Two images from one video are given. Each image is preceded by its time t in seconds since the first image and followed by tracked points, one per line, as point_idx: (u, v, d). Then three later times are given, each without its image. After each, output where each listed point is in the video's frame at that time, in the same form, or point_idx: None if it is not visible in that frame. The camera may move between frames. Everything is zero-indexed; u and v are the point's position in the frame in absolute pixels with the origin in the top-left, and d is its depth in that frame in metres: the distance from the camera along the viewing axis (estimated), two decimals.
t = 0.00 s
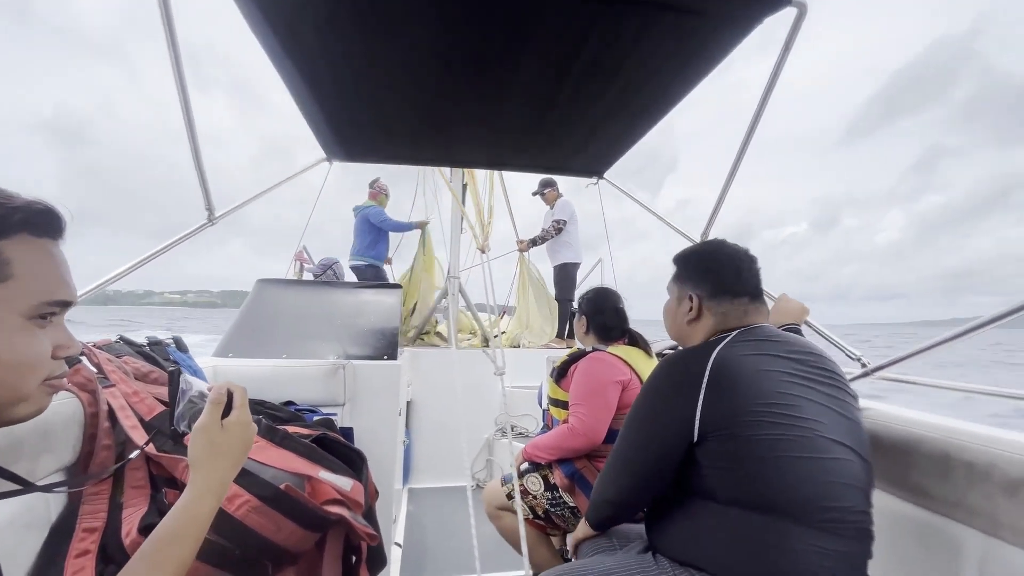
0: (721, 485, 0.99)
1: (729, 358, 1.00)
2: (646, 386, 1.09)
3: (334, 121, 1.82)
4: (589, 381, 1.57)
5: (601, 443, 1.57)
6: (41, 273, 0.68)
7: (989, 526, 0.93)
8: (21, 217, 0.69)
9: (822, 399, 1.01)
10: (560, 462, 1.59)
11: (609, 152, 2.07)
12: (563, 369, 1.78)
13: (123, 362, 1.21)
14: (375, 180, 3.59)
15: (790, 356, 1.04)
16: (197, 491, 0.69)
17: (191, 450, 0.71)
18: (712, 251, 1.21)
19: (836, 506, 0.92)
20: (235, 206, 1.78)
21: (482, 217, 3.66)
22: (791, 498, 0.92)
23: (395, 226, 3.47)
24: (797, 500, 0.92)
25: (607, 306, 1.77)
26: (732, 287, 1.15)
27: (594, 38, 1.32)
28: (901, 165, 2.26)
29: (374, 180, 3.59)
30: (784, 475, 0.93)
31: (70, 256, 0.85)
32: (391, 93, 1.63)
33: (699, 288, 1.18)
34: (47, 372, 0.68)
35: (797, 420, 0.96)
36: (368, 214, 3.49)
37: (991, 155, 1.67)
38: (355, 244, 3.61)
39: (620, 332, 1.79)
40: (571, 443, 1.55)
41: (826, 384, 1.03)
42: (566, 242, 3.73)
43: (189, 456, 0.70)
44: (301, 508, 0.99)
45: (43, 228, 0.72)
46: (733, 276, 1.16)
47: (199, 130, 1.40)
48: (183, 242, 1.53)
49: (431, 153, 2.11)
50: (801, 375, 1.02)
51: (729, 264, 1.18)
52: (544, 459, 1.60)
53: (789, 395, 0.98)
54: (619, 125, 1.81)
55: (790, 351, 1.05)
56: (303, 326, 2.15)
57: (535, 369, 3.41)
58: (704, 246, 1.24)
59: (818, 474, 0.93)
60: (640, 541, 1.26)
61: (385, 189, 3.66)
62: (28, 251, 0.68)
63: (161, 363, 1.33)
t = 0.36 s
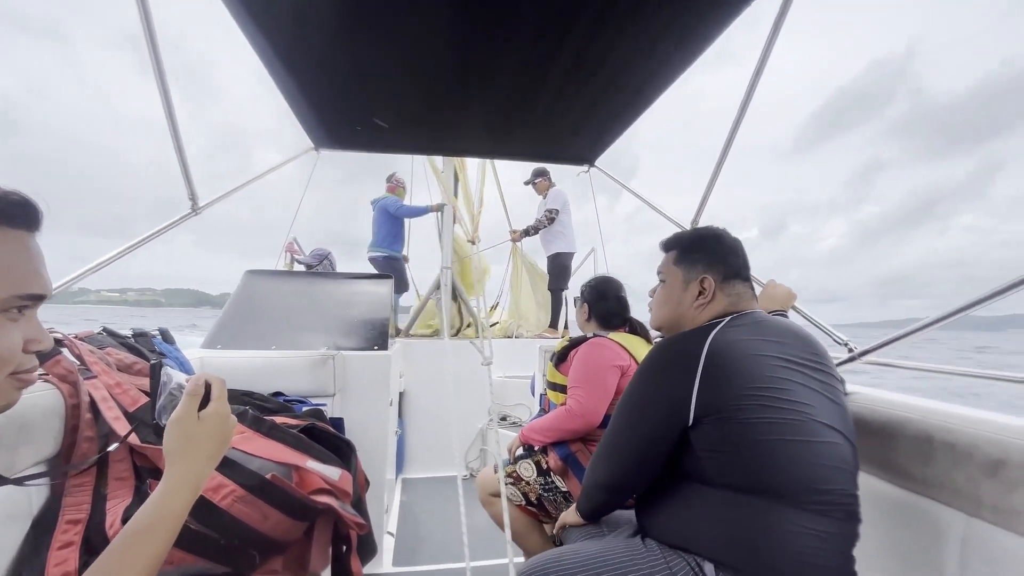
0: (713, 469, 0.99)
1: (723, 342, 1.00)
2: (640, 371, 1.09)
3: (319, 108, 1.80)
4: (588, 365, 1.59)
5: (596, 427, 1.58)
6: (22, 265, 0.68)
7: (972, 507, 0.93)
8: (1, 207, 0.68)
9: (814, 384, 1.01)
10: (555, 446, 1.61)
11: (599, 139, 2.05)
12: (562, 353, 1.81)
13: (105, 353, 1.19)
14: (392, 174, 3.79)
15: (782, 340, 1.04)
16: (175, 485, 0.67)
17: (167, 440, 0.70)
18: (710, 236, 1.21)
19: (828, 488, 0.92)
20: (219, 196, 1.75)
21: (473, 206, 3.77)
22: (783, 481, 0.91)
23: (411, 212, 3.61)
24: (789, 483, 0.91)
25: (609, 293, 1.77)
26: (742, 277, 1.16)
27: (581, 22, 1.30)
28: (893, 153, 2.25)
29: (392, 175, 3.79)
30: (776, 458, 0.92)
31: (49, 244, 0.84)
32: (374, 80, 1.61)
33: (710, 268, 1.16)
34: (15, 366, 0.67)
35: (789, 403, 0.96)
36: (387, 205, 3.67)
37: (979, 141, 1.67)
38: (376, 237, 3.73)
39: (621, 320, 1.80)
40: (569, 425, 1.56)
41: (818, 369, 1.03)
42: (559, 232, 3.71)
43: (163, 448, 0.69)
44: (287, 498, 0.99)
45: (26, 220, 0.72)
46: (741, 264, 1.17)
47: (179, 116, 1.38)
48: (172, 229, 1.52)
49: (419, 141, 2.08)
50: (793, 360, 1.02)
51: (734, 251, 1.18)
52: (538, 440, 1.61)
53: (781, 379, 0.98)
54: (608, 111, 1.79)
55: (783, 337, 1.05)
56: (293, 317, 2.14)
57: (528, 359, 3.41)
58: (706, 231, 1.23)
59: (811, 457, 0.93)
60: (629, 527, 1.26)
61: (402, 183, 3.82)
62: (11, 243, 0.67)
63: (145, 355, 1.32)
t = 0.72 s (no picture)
0: (722, 468, 0.98)
1: (730, 338, 0.99)
2: (644, 368, 1.08)
3: (311, 109, 1.79)
4: (601, 356, 1.60)
5: (607, 420, 1.58)
6: (10, 274, 0.67)
7: (972, 493, 0.93)
8: None
9: (820, 378, 1.01)
10: (562, 438, 1.60)
11: (592, 134, 2.05)
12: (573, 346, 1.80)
13: (99, 357, 1.19)
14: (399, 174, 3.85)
15: (788, 334, 1.04)
16: (166, 493, 0.65)
17: (161, 444, 0.66)
18: (712, 226, 1.20)
19: (837, 486, 0.92)
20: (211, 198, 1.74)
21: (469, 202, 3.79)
22: (793, 480, 0.92)
23: (411, 212, 3.59)
24: (799, 481, 0.92)
25: (624, 288, 1.78)
26: (744, 266, 1.16)
27: (570, 17, 1.29)
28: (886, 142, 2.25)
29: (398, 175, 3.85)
30: (786, 456, 0.92)
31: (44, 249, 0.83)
32: (365, 81, 1.61)
33: (713, 257, 1.16)
34: None
35: (798, 399, 0.96)
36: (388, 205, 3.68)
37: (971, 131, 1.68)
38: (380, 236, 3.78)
39: (634, 316, 1.79)
40: (581, 416, 1.56)
41: (823, 363, 1.03)
42: (555, 229, 3.70)
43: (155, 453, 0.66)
44: (285, 499, 0.98)
45: (13, 225, 0.69)
46: (744, 254, 1.17)
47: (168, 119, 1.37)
48: (166, 230, 1.50)
49: (413, 139, 2.08)
50: (799, 354, 1.02)
51: (737, 240, 1.18)
52: (547, 432, 1.60)
53: (789, 374, 0.98)
54: (600, 106, 1.79)
55: (788, 330, 1.04)
56: (289, 318, 2.13)
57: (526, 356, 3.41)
58: (707, 220, 1.23)
59: (820, 453, 0.93)
60: (630, 523, 1.26)
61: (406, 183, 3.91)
62: None
63: (140, 359, 1.31)
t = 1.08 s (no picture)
0: (736, 470, 0.98)
1: (744, 338, 0.99)
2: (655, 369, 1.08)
3: (312, 117, 1.79)
4: (615, 361, 1.59)
5: (616, 425, 1.58)
6: (25, 285, 0.67)
7: (985, 491, 0.94)
8: (7, 229, 0.67)
9: (834, 379, 1.01)
10: (571, 441, 1.60)
11: (593, 138, 2.05)
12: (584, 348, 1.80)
13: (104, 368, 1.18)
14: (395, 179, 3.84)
15: (800, 334, 1.03)
16: (182, 506, 0.65)
17: (176, 455, 0.67)
18: (723, 225, 1.21)
19: (853, 487, 0.92)
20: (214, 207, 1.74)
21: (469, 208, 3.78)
22: (810, 482, 0.91)
23: (410, 220, 3.59)
24: (815, 483, 0.91)
25: (641, 294, 1.77)
26: (756, 265, 1.17)
27: (569, 23, 1.30)
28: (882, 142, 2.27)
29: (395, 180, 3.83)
30: (801, 458, 0.92)
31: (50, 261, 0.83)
32: (366, 89, 1.61)
33: (725, 256, 1.16)
34: (16, 388, 0.67)
35: (812, 400, 0.96)
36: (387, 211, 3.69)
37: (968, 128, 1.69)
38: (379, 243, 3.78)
39: (648, 322, 1.80)
40: (593, 420, 1.56)
41: (836, 363, 1.03)
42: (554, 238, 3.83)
43: (172, 464, 0.66)
44: (294, 508, 0.98)
45: (31, 238, 0.70)
46: (756, 253, 1.18)
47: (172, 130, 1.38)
48: (170, 239, 1.50)
49: (413, 146, 2.08)
50: (812, 354, 1.01)
51: (747, 239, 1.18)
52: (557, 434, 1.60)
53: (803, 375, 0.98)
54: (601, 110, 1.79)
55: (801, 330, 1.04)
56: (292, 326, 2.13)
57: (528, 361, 3.40)
58: (717, 219, 1.22)
59: (836, 455, 0.93)
60: (641, 526, 1.25)
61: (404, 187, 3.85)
62: (17, 266, 0.66)
63: (144, 369, 1.31)
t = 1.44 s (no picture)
0: (731, 484, 0.98)
1: (740, 352, 1.00)
2: (651, 381, 1.09)
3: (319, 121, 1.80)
4: (611, 374, 1.59)
5: (614, 438, 1.58)
6: (47, 288, 0.69)
7: (987, 511, 0.94)
8: (29, 237, 0.68)
9: (829, 394, 1.01)
10: (569, 453, 1.60)
11: (598, 148, 2.07)
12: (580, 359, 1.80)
13: (109, 371, 1.19)
14: (389, 181, 3.86)
15: (796, 349, 1.04)
16: (193, 512, 0.65)
17: (186, 463, 0.67)
18: (722, 240, 1.22)
19: (847, 503, 0.93)
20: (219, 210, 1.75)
21: (471, 215, 3.79)
22: (804, 496, 0.92)
23: (410, 226, 3.61)
24: (810, 498, 0.92)
25: (637, 305, 1.78)
26: (754, 281, 1.18)
27: (578, 34, 1.31)
28: (886, 155, 2.27)
29: (389, 181, 3.86)
30: (797, 474, 0.92)
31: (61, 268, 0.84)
32: (374, 95, 1.62)
33: (722, 272, 1.17)
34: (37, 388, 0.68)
35: (807, 415, 0.96)
36: (381, 212, 3.70)
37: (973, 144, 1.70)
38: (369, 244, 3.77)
39: (645, 333, 1.80)
40: (588, 434, 1.56)
41: (832, 379, 1.04)
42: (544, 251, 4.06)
43: (182, 471, 0.67)
44: (295, 514, 0.98)
45: (48, 243, 0.72)
46: (754, 269, 1.18)
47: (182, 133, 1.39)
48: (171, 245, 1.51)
49: (419, 152, 2.09)
50: (808, 369, 1.02)
51: (746, 256, 1.19)
52: (553, 448, 1.60)
53: (798, 389, 0.98)
54: (608, 121, 1.80)
55: (797, 345, 1.05)
56: (293, 330, 2.13)
57: (528, 368, 3.40)
58: (716, 234, 1.24)
59: (830, 470, 0.93)
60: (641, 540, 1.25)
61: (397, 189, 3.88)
62: (39, 273, 0.68)
63: (148, 372, 1.31)
